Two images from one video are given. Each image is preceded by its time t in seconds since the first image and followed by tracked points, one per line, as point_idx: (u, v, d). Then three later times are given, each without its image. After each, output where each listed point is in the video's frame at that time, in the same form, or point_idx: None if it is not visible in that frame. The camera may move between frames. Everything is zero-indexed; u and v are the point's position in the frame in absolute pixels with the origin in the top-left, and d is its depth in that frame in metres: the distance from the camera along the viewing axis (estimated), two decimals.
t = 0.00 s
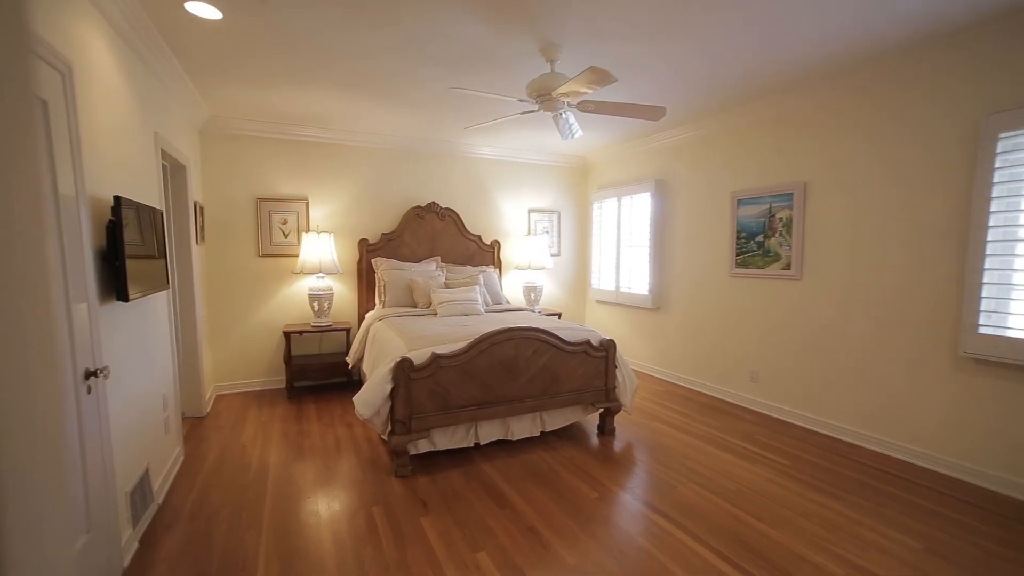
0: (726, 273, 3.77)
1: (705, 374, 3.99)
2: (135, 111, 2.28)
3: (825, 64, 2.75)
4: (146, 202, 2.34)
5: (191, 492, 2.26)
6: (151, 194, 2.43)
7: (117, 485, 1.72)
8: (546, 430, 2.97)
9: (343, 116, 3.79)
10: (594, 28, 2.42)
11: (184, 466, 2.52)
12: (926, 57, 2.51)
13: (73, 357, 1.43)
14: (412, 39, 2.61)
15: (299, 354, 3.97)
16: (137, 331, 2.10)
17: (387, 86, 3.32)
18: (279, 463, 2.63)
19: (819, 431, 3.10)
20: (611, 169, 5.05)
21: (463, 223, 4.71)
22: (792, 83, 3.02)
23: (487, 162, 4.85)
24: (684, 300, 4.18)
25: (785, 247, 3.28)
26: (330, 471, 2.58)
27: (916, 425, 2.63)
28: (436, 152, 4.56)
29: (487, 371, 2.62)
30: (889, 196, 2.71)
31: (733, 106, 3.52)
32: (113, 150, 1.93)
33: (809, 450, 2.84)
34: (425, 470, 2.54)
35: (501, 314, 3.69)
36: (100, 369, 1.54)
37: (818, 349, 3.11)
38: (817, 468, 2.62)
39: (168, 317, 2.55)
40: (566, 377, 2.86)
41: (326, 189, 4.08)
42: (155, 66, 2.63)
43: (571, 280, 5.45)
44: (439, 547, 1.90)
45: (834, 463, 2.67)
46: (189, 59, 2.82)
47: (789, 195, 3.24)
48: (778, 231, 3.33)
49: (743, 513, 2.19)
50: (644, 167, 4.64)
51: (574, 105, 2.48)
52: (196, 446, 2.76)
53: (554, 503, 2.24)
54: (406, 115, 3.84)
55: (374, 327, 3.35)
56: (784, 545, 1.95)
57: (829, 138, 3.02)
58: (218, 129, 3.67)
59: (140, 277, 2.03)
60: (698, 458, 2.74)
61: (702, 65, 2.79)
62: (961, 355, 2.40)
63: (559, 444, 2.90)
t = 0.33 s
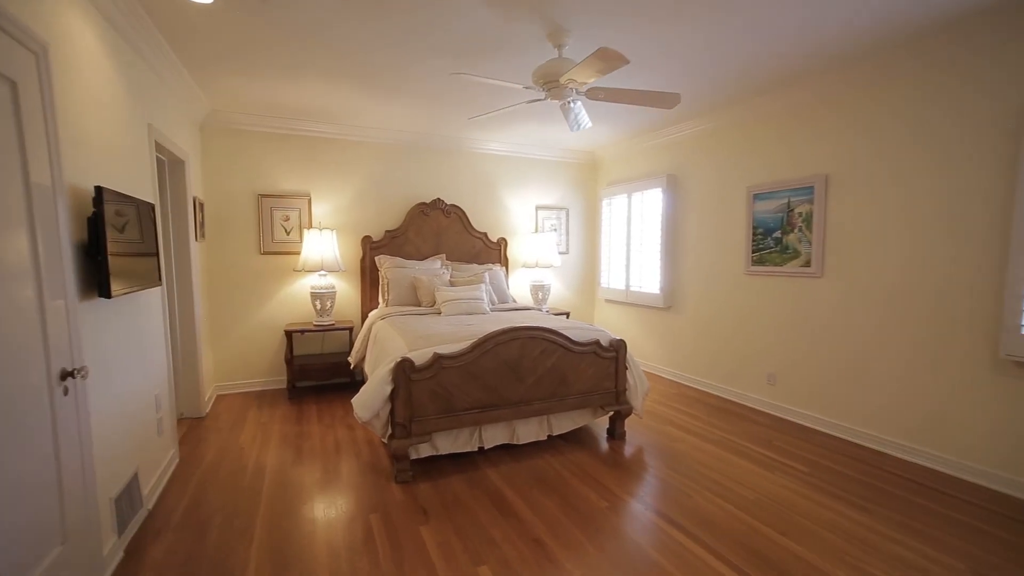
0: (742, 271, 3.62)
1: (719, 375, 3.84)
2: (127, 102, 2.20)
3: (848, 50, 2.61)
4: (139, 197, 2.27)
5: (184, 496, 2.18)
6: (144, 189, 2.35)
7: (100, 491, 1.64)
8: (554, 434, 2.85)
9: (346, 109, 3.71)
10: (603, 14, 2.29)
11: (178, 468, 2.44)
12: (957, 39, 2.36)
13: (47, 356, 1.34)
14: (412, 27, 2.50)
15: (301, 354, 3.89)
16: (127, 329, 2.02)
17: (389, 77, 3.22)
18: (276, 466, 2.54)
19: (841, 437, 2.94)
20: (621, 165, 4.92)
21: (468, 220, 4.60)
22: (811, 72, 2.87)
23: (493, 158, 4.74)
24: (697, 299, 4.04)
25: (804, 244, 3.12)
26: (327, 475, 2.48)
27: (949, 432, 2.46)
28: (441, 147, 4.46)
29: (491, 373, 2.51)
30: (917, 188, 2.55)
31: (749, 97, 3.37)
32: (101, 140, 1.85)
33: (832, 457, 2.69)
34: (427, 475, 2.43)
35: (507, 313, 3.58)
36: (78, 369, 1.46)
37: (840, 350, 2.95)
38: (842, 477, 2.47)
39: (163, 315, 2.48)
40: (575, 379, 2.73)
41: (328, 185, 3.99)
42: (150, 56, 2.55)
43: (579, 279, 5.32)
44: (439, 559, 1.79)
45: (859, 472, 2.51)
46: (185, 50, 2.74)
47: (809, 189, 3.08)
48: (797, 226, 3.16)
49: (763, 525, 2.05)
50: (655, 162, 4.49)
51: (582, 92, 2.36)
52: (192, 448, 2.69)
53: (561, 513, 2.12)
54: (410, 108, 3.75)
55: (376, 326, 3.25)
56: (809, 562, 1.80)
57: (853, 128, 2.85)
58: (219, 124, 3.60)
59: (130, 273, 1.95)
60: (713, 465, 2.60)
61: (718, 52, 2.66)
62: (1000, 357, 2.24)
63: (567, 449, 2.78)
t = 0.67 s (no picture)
0: (763, 270, 3.44)
1: (738, 379, 3.68)
2: (118, 93, 2.12)
3: (879, 33, 2.43)
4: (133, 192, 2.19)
5: (176, 506, 2.09)
6: (139, 185, 2.28)
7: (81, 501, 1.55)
8: (564, 440, 2.71)
9: (352, 104, 3.62)
10: None
11: (174, 475, 2.35)
12: (1000, 16, 2.16)
13: (17, 359, 1.25)
14: (415, 12, 2.39)
15: (306, 354, 3.81)
16: (116, 330, 1.94)
17: (392, 68, 3.11)
18: (275, 471, 2.45)
19: (871, 447, 2.75)
20: (635, 160, 4.76)
21: (477, 217, 4.49)
22: (837, 58, 2.70)
23: (503, 154, 4.63)
24: (715, 298, 3.87)
25: (831, 240, 2.93)
26: (328, 482, 2.38)
27: (994, 444, 2.26)
28: (450, 143, 4.36)
29: (498, 376, 2.38)
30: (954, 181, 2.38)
31: (770, 86, 3.20)
32: (86, 132, 1.77)
33: (864, 469, 2.50)
34: (431, 483, 2.31)
35: (516, 314, 3.45)
36: (54, 373, 1.36)
37: (870, 354, 2.77)
38: (876, 491, 2.28)
39: (158, 315, 2.41)
40: (586, 383, 2.60)
41: (334, 182, 3.91)
42: (144, 46, 2.47)
43: (591, 279, 5.18)
44: None
45: (894, 485, 2.33)
46: (181, 40, 2.66)
47: (836, 182, 2.89)
48: (823, 222, 2.98)
49: (791, 543, 1.89)
50: (670, 156, 4.33)
51: (595, 78, 2.23)
52: (190, 453, 2.60)
53: (572, 526, 1.98)
54: (417, 101, 3.65)
55: (380, 327, 3.15)
56: None
57: (884, 117, 2.67)
58: (223, 120, 3.53)
59: (119, 271, 1.88)
60: (734, 475, 2.44)
61: (737, 37, 2.50)
62: None
63: (578, 456, 2.65)
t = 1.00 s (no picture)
0: (787, 270, 3.25)
1: (760, 384, 3.49)
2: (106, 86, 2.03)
3: (917, 13, 2.24)
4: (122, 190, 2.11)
5: (167, 516, 2.00)
6: (131, 179, 2.19)
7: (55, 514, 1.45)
8: (575, 449, 2.57)
9: (358, 98, 3.53)
10: None
11: (169, 481, 2.27)
12: None
13: None
14: None
15: (310, 356, 3.73)
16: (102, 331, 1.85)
17: (395, 59, 2.99)
18: (272, 479, 2.35)
19: (907, 459, 2.55)
20: (650, 155, 4.59)
21: (486, 215, 4.36)
22: (870, 41, 2.51)
23: (513, 150, 4.49)
24: (735, 300, 3.69)
25: (864, 237, 2.73)
26: (326, 491, 2.28)
27: None
28: (458, 138, 4.24)
29: (505, 381, 2.25)
30: (1004, 171, 2.17)
31: (795, 74, 3.01)
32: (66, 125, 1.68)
33: (900, 484, 2.31)
34: (433, 494, 2.19)
35: (526, 315, 3.32)
36: (21, 379, 1.26)
37: (905, 359, 2.57)
38: (915, 509, 2.09)
39: (153, 316, 2.33)
40: (599, 389, 2.45)
41: (339, 179, 3.82)
42: (138, 36, 2.38)
43: (605, 279, 5.01)
44: None
45: (936, 503, 2.13)
46: (177, 31, 2.57)
47: (870, 174, 2.69)
48: (855, 218, 2.77)
49: (824, 569, 1.71)
50: (688, 151, 4.15)
51: (608, 62, 2.08)
52: (187, 458, 2.52)
53: (582, 544, 1.84)
54: (424, 95, 3.54)
55: (385, 328, 3.05)
56: None
57: (922, 103, 2.46)
58: (226, 116, 3.46)
59: (105, 270, 1.79)
60: (758, 490, 2.27)
61: (761, 23, 2.33)
62: None
63: (590, 466, 2.50)
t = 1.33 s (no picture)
0: (814, 270, 3.06)
1: (784, 391, 3.30)
2: (101, 80, 1.98)
3: None
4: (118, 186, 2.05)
5: (159, 524, 1.92)
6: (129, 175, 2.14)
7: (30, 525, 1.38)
8: (588, 458, 2.43)
9: (365, 94, 3.45)
10: None
11: (165, 487, 2.20)
12: None
13: None
14: None
15: (317, 358, 3.66)
16: (90, 331, 1.78)
17: (400, 52, 2.89)
18: (271, 486, 2.27)
19: (948, 475, 2.34)
20: (668, 151, 4.43)
21: (497, 213, 4.25)
22: (906, 22, 2.32)
23: (525, 146, 4.37)
24: (757, 301, 3.50)
25: (901, 234, 2.53)
26: (325, 497, 2.19)
27: None
28: (469, 135, 4.14)
29: (513, 387, 2.13)
30: None
31: (823, 61, 2.83)
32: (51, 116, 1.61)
33: (941, 502, 2.12)
34: (436, 505, 2.08)
35: (537, 316, 3.19)
36: None
37: (946, 366, 2.37)
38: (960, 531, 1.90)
39: (151, 316, 2.26)
40: (612, 395, 2.31)
41: (347, 177, 3.75)
42: (136, 30, 2.32)
43: (619, 279, 4.86)
44: None
45: (982, 524, 1.94)
46: (177, 25, 2.51)
47: (907, 166, 2.49)
48: (891, 213, 2.58)
49: None
50: (707, 145, 3.97)
51: (622, 46, 1.95)
52: (186, 463, 2.45)
53: (593, 564, 1.70)
54: (432, 90, 3.44)
55: (391, 329, 2.95)
56: None
57: (965, 87, 2.27)
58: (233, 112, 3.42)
59: (92, 266, 1.71)
60: (784, 506, 2.10)
61: (786, 5, 2.18)
62: None
63: (603, 477, 2.36)
